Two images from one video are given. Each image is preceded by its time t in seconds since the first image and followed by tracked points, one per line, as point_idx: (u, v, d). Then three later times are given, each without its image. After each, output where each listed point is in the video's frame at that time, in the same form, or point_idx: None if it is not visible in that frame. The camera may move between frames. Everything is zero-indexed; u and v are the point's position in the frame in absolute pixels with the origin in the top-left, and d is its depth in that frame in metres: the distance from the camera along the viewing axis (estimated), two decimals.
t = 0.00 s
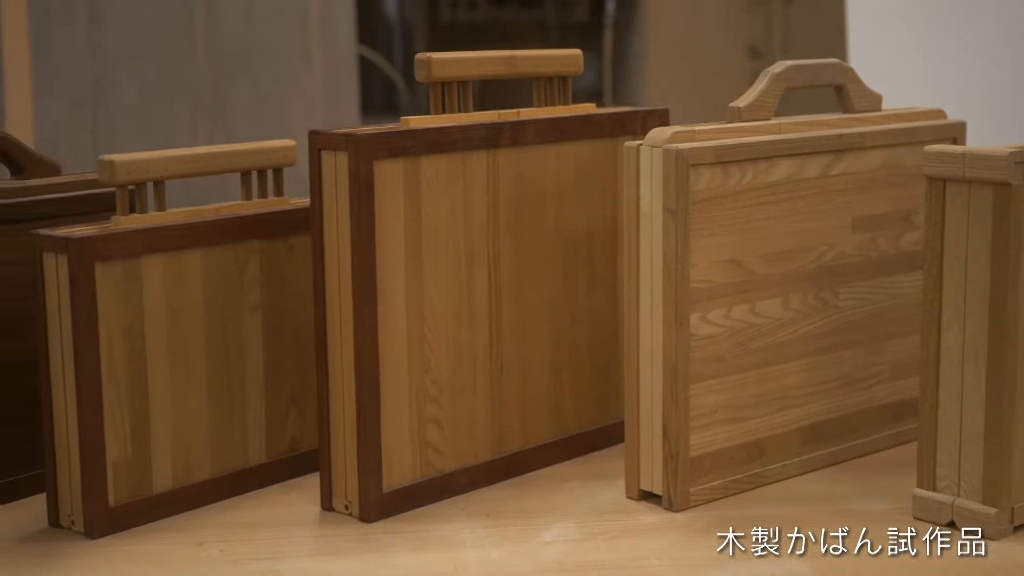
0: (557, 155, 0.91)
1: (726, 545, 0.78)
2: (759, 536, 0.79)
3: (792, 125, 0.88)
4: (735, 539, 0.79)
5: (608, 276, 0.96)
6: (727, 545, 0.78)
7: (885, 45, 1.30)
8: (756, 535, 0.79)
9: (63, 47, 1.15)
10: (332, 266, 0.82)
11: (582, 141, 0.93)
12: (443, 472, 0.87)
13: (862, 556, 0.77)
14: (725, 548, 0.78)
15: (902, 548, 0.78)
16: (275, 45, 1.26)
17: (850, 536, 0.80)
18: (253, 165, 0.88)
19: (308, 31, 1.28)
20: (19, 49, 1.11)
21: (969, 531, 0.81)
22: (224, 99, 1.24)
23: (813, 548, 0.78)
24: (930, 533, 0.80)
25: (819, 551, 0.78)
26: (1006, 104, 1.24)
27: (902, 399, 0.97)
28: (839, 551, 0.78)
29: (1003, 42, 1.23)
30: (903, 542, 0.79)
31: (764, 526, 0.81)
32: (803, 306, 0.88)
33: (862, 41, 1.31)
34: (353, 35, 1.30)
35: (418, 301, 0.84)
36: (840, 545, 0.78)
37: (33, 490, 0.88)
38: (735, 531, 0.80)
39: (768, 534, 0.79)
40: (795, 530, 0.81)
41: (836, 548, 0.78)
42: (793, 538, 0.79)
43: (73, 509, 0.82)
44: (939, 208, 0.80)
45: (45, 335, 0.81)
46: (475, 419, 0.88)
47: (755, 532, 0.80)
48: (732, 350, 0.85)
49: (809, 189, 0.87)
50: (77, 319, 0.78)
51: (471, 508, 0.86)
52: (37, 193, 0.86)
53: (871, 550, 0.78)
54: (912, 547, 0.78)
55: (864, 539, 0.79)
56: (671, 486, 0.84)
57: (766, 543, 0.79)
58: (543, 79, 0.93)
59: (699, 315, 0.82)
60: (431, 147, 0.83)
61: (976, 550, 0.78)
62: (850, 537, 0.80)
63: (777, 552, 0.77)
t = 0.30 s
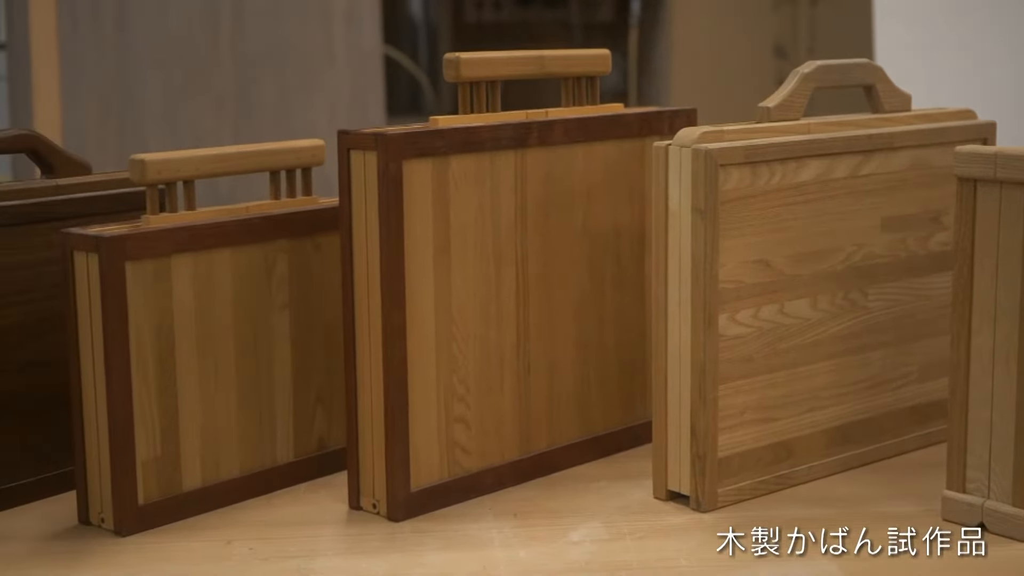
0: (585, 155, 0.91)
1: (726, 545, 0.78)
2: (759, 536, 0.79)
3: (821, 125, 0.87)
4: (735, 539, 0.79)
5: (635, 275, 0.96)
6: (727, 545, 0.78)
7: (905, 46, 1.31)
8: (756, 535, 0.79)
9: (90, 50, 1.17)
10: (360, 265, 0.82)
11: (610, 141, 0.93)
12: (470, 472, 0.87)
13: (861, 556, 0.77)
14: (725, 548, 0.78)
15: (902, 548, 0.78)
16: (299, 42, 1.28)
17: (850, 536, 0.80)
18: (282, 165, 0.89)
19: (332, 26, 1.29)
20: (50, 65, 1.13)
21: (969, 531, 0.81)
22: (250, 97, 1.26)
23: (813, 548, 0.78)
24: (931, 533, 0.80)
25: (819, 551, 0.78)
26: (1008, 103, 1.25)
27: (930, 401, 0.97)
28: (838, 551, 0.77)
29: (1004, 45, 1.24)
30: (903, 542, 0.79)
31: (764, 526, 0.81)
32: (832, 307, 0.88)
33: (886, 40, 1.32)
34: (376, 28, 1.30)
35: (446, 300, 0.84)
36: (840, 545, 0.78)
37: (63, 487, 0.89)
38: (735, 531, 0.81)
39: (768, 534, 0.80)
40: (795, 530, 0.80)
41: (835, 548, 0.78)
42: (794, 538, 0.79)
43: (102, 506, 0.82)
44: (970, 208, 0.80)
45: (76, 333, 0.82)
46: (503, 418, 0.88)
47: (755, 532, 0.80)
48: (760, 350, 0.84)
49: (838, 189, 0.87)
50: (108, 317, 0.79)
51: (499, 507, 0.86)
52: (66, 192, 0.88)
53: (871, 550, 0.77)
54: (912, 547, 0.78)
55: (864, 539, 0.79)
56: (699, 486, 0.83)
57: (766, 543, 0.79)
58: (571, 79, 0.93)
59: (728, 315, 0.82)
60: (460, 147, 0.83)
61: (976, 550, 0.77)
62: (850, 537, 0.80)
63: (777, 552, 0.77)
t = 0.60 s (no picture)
0: (611, 155, 0.91)
1: (726, 545, 0.79)
2: (759, 536, 0.79)
3: (848, 125, 0.87)
4: (735, 539, 0.79)
5: (661, 274, 0.96)
6: (727, 545, 0.78)
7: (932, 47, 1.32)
8: (756, 535, 0.79)
9: (116, 51, 1.16)
10: (387, 265, 0.82)
11: (636, 140, 0.93)
12: (496, 471, 0.87)
13: (861, 556, 0.77)
14: (726, 548, 0.78)
15: (902, 548, 0.78)
16: (324, 43, 1.29)
17: (850, 536, 0.80)
18: (308, 164, 0.89)
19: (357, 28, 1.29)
20: (76, 69, 1.12)
21: (968, 531, 0.80)
22: (275, 98, 1.28)
23: (813, 548, 0.78)
24: (931, 533, 0.80)
25: (819, 551, 0.78)
26: None
27: (958, 402, 0.96)
28: (839, 551, 0.78)
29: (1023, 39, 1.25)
30: (903, 542, 0.78)
31: (764, 526, 0.81)
32: (859, 308, 0.88)
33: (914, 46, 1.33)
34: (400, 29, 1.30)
35: (472, 300, 0.84)
36: (840, 545, 0.78)
37: (91, 485, 0.89)
38: (735, 532, 0.81)
39: (768, 534, 0.80)
40: (795, 530, 0.81)
41: (835, 548, 0.78)
42: (793, 537, 0.79)
43: (130, 504, 0.83)
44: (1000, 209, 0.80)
45: (105, 332, 0.82)
46: (529, 418, 0.88)
47: (755, 532, 0.80)
48: (787, 351, 0.84)
49: (866, 189, 0.87)
50: (136, 316, 0.79)
51: (525, 507, 0.86)
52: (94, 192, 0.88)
53: (871, 550, 0.77)
54: (912, 547, 0.78)
55: (864, 539, 0.79)
56: (725, 486, 0.83)
57: (766, 544, 0.79)
58: (597, 79, 0.93)
59: (755, 316, 0.82)
60: (486, 147, 0.83)
61: (976, 549, 0.77)
62: (850, 537, 0.80)
63: (777, 552, 0.78)
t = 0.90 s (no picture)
0: (633, 155, 0.91)
1: (726, 545, 0.79)
2: (759, 536, 0.79)
3: (871, 125, 0.87)
4: (735, 539, 0.79)
5: (682, 275, 0.96)
6: (727, 545, 0.79)
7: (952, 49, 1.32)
8: (756, 535, 0.79)
9: (138, 48, 1.22)
10: (410, 266, 0.83)
11: (657, 141, 0.93)
12: (518, 471, 0.87)
13: (861, 556, 0.77)
14: (726, 548, 0.78)
15: (902, 548, 0.78)
16: (343, 43, 1.30)
17: (850, 536, 0.80)
18: (331, 164, 0.89)
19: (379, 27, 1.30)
20: (98, 67, 1.18)
21: (968, 531, 0.80)
22: (293, 97, 1.30)
23: (813, 548, 0.78)
24: (931, 533, 0.80)
25: (819, 551, 0.78)
26: None
27: (980, 403, 0.96)
28: (839, 551, 0.78)
29: None
30: (903, 542, 0.78)
31: (764, 526, 0.81)
32: (881, 309, 0.87)
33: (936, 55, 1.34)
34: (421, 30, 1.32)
35: (494, 300, 0.84)
36: (840, 545, 0.78)
37: (114, 484, 0.89)
38: (735, 531, 0.81)
39: (768, 534, 0.80)
40: (795, 530, 0.81)
41: (835, 548, 0.78)
42: (793, 538, 0.80)
43: (152, 503, 0.83)
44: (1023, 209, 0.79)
45: (128, 331, 0.82)
46: (550, 417, 0.88)
47: (755, 532, 0.80)
48: (809, 351, 0.84)
49: (888, 189, 0.87)
50: (159, 316, 0.79)
51: (546, 507, 0.86)
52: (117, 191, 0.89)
53: (871, 550, 0.77)
54: (912, 547, 0.78)
55: (865, 539, 0.79)
56: (747, 487, 0.83)
57: (766, 544, 0.79)
58: (619, 79, 0.93)
59: (777, 317, 0.82)
60: (508, 147, 0.83)
61: (976, 550, 0.77)
62: (850, 537, 0.80)
63: (777, 552, 0.78)
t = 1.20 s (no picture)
0: (654, 155, 0.91)
1: (726, 545, 0.79)
2: (759, 536, 0.79)
3: (893, 125, 0.87)
4: (735, 539, 0.79)
5: (703, 275, 0.96)
6: (727, 545, 0.79)
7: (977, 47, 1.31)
8: (756, 535, 0.80)
9: (159, 50, 1.28)
10: (431, 266, 0.83)
11: (679, 141, 0.93)
12: (539, 471, 0.87)
13: (861, 556, 0.77)
14: (726, 548, 0.78)
15: (902, 548, 0.78)
16: (362, 43, 1.35)
17: (850, 536, 0.80)
18: (352, 164, 0.89)
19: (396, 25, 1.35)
20: (115, 66, 1.25)
21: (968, 531, 0.80)
22: (314, 95, 1.35)
23: (813, 548, 0.78)
24: (931, 533, 0.80)
25: (819, 552, 0.78)
26: None
27: (1002, 404, 0.96)
28: (839, 551, 0.78)
29: None
30: (903, 542, 0.78)
31: (764, 526, 0.82)
32: (904, 310, 0.87)
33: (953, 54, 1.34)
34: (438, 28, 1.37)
35: (516, 300, 0.84)
36: (840, 545, 0.78)
37: (136, 482, 0.90)
38: (735, 531, 0.81)
39: (768, 534, 0.80)
40: (795, 530, 0.81)
41: (835, 548, 0.78)
42: (793, 538, 0.80)
43: (175, 502, 0.83)
44: None
45: (150, 331, 0.82)
46: (571, 416, 0.88)
47: (755, 532, 0.80)
48: (831, 352, 0.84)
49: (911, 190, 0.86)
50: (182, 316, 0.79)
51: (567, 507, 0.86)
52: (139, 190, 0.89)
53: (871, 550, 0.77)
54: (912, 547, 0.78)
55: (864, 539, 0.79)
56: (768, 487, 0.83)
57: (766, 544, 0.79)
58: (641, 79, 0.93)
59: (799, 317, 0.82)
60: (530, 146, 0.83)
61: (976, 550, 0.77)
62: (850, 537, 0.80)
63: (777, 552, 0.78)
